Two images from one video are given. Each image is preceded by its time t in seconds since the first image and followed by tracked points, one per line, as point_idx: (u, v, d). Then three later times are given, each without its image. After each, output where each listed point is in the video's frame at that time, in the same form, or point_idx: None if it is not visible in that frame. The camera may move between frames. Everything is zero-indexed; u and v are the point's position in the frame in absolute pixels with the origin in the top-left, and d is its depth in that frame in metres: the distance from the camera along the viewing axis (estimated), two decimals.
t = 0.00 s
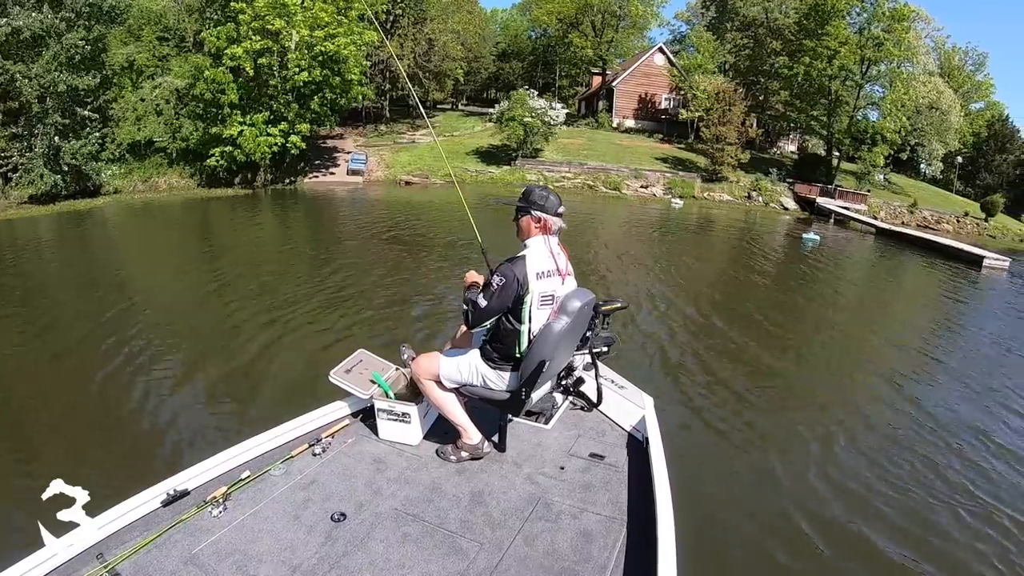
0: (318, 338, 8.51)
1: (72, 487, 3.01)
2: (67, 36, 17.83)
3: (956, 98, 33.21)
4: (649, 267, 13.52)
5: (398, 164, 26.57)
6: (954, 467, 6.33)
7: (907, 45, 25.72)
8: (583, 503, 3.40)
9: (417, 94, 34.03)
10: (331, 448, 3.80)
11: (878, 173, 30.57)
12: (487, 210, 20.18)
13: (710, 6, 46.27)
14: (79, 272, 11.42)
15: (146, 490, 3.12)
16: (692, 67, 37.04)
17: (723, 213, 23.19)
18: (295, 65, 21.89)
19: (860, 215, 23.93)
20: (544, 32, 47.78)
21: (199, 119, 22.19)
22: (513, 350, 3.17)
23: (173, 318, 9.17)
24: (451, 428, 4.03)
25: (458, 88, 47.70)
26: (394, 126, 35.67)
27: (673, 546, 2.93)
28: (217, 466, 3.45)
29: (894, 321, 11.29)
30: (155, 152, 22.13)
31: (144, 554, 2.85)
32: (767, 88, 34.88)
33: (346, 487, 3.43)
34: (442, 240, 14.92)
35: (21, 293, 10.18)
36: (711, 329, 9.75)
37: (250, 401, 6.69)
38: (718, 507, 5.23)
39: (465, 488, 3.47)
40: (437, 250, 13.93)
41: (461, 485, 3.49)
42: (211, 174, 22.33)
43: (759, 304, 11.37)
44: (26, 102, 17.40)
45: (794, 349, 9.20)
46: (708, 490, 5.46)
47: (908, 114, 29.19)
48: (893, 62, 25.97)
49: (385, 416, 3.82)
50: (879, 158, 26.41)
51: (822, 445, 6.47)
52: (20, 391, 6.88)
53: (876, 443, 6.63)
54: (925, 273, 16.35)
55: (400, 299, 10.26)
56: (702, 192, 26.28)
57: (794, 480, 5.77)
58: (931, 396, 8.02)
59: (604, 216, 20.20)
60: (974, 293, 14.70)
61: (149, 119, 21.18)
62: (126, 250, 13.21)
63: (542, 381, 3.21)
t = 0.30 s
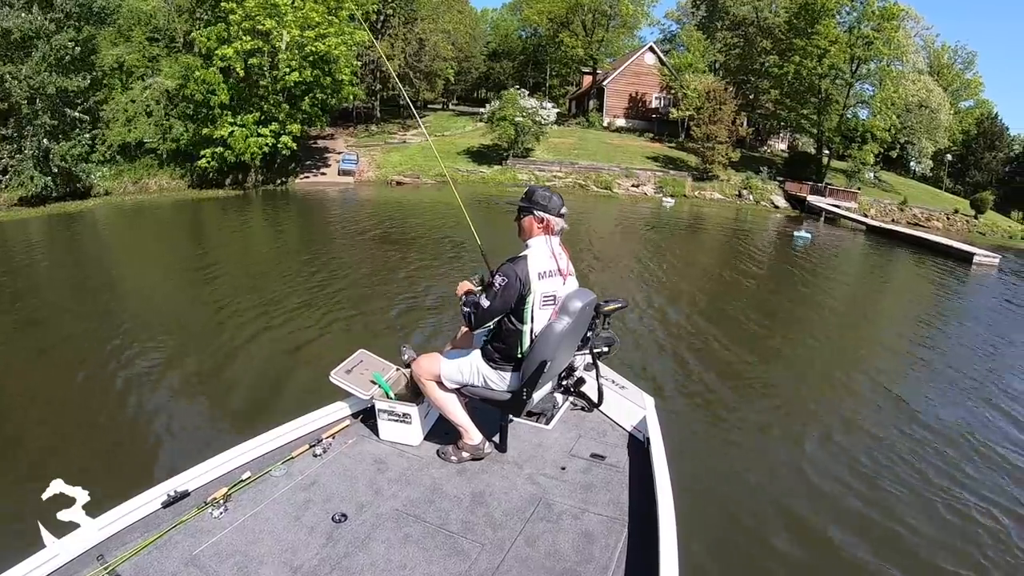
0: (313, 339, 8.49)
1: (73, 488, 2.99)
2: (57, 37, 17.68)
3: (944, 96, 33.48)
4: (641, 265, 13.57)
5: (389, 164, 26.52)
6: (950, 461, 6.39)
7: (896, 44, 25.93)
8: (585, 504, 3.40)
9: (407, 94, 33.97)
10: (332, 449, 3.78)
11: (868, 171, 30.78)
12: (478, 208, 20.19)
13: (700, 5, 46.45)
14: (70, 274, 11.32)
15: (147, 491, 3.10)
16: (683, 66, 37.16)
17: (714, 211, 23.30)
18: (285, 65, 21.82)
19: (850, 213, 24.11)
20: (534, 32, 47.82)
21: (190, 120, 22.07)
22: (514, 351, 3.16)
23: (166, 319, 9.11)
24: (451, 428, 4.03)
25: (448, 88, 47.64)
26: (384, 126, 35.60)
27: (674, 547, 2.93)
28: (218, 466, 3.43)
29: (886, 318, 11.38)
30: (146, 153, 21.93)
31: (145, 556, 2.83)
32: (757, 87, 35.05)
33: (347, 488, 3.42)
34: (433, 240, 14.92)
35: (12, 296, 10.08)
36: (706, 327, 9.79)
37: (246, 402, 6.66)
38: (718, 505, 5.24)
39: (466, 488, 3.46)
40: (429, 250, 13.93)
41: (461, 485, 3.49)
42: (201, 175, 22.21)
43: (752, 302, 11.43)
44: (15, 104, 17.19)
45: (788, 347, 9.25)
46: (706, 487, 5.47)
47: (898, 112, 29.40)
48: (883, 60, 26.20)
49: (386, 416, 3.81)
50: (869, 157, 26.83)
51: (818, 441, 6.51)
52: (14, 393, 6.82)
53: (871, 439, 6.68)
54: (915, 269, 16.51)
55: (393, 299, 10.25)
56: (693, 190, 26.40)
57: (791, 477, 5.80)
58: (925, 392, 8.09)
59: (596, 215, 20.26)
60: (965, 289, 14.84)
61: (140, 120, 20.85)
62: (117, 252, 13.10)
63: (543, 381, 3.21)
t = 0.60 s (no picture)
0: (307, 339, 8.46)
1: (72, 487, 2.98)
2: (47, 38, 17.51)
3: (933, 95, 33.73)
4: (634, 265, 13.61)
5: (380, 164, 26.45)
6: (942, 458, 6.45)
7: (886, 43, 26.13)
8: (583, 503, 3.40)
9: (398, 93, 33.91)
10: (331, 449, 3.77)
11: (858, 170, 31.00)
12: (470, 208, 20.18)
13: (690, 5, 46.60)
14: (61, 276, 11.21)
15: (146, 490, 3.09)
16: (673, 66, 37.27)
17: (705, 210, 23.37)
18: (276, 65, 21.75)
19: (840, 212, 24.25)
20: (525, 32, 47.83)
21: (181, 121, 21.93)
22: (513, 351, 3.16)
23: (158, 321, 9.04)
24: (450, 428, 4.02)
25: (438, 88, 47.56)
26: (375, 126, 35.52)
27: (672, 546, 2.93)
28: (217, 466, 3.42)
29: (878, 316, 11.46)
30: (136, 154, 21.72)
31: (144, 555, 2.82)
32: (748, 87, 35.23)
33: (346, 487, 3.41)
34: (424, 240, 14.88)
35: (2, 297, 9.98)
36: (699, 326, 9.82)
37: (242, 403, 6.63)
38: (716, 502, 5.27)
39: (465, 488, 3.46)
40: (421, 250, 13.91)
41: (460, 485, 3.48)
42: (191, 176, 22.07)
43: (745, 300, 11.49)
44: (4, 104, 16.99)
45: (781, 345, 9.30)
46: (703, 486, 5.49)
47: (887, 111, 29.59)
48: (873, 60, 26.44)
49: (385, 417, 3.81)
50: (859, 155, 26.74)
51: (812, 439, 6.55)
52: (6, 394, 6.76)
53: (865, 437, 6.73)
54: (905, 267, 16.65)
55: (386, 300, 10.23)
56: (684, 189, 26.48)
57: (785, 474, 5.84)
58: (917, 389, 8.16)
59: (588, 215, 20.28)
60: (955, 286, 14.96)
61: (131, 121, 20.68)
62: (108, 253, 12.99)
63: (542, 381, 3.20)
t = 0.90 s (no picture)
0: (301, 340, 8.42)
1: (72, 488, 2.97)
2: (37, 39, 17.36)
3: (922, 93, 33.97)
4: (626, 264, 13.64)
5: (371, 164, 26.38)
6: (935, 454, 6.52)
7: (876, 42, 26.31)
8: (583, 504, 3.40)
9: (389, 94, 33.84)
10: (330, 450, 3.76)
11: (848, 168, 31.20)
12: (462, 208, 20.16)
13: (681, 4, 46.78)
14: (52, 279, 11.09)
15: (147, 491, 3.08)
16: (664, 65, 37.39)
17: (696, 209, 23.43)
18: (267, 66, 21.69)
19: (831, 209, 24.39)
20: (515, 32, 47.86)
21: (172, 122, 21.79)
22: (512, 351, 3.16)
23: (150, 323, 8.95)
24: (449, 429, 4.02)
25: (429, 87, 47.49)
26: (366, 127, 35.44)
27: (672, 547, 2.94)
28: (216, 466, 3.40)
29: (870, 314, 11.53)
30: (126, 155, 21.48)
31: (144, 556, 2.80)
32: (738, 86, 35.41)
33: (345, 488, 3.40)
34: (416, 241, 14.84)
35: None
36: (693, 325, 9.87)
37: (238, 404, 6.61)
38: (715, 500, 5.29)
39: (465, 488, 3.46)
40: (413, 250, 13.90)
41: (460, 485, 3.48)
42: (182, 177, 21.92)
43: (738, 299, 11.56)
44: None
45: (775, 343, 9.36)
46: (700, 484, 5.52)
47: (878, 109, 29.77)
48: (863, 59, 26.62)
49: (385, 417, 3.80)
50: (849, 154, 27.07)
51: (808, 437, 6.58)
52: None
53: (860, 434, 6.77)
54: (895, 265, 16.78)
55: (379, 300, 10.20)
56: (675, 188, 26.56)
57: (780, 471, 5.88)
58: (910, 386, 8.22)
59: (580, 214, 20.30)
60: (945, 283, 15.07)
61: (122, 122, 20.52)
62: (100, 255, 12.88)
63: (541, 381, 3.20)
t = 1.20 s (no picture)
0: (297, 340, 8.40)
1: (72, 488, 2.95)
2: (28, 39, 17.25)
3: (912, 93, 34.24)
4: (619, 263, 13.68)
5: (363, 164, 26.31)
6: (929, 450, 6.58)
7: (866, 42, 26.59)
8: (584, 503, 3.41)
9: (381, 94, 33.77)
10: (331, 449, 3.75)
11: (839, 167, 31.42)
12: (454, 208, 20.15)
13: (672, 4, 46.94)
14: (44, 280, 10.99)
15: (147, 491, 3.06)
16: (655, 65, 37.49)
17: (687, 208, 23.50)
18: (258, 66, 21.59)
19: (821, 208, 24.52)
20: (507, 31, 47.87)
21: (163, 122, 21.63)
22: (514, 351, 3.16)
23: (144, 324, 8.87)
24: (450, 428, 4.02)
25: (420, 86, 47.44)
26: (357, 126, 35.35)
27: (673, 545, 2.94)
28: (217, 466, 3.38)
29: (863, 312, 11.60)
30: (118, 155, 21.28)
31: (145, 556, 2.79)
32: (729, 85, 35.58)
33: (346, 487, 3.40)
34: (408, 241, 14.81)
35: None
36: (688, 323, 9.91)
37: (233, 404, 6.57)
38: (713, 499, 5.31)
39: (466, 488, 3.46)
40: (407, 250, 13.89)
41: (461, 485, 3.48)
42: (174, 177, 21.76)
43: (731, 298, 11.62)
44: None
45: (770, 341, 9.41)
46: (697, 482, 5.54)
47: (868, 109, 30.00)
48: (853, 59, 26.77)
49: (385, 417, 3.80)
50: (840, 153, 27.03)
51: (804, 435, 6.62)
52: None
53: (856, 432, 6.82)
54: (887, 262, 16.94)
55: (374, 300, 10.19)
56: (667, 187, 26.63)
57: (777, 469, 5.92)
58: (904, 384, 8.30)
59: (573, 214, 20.35)
60: (936, 281, 15.21)
61: (113, 122, 20.36)
62: (92, 256, 12.77)
63: (542, 381, 3.21)
